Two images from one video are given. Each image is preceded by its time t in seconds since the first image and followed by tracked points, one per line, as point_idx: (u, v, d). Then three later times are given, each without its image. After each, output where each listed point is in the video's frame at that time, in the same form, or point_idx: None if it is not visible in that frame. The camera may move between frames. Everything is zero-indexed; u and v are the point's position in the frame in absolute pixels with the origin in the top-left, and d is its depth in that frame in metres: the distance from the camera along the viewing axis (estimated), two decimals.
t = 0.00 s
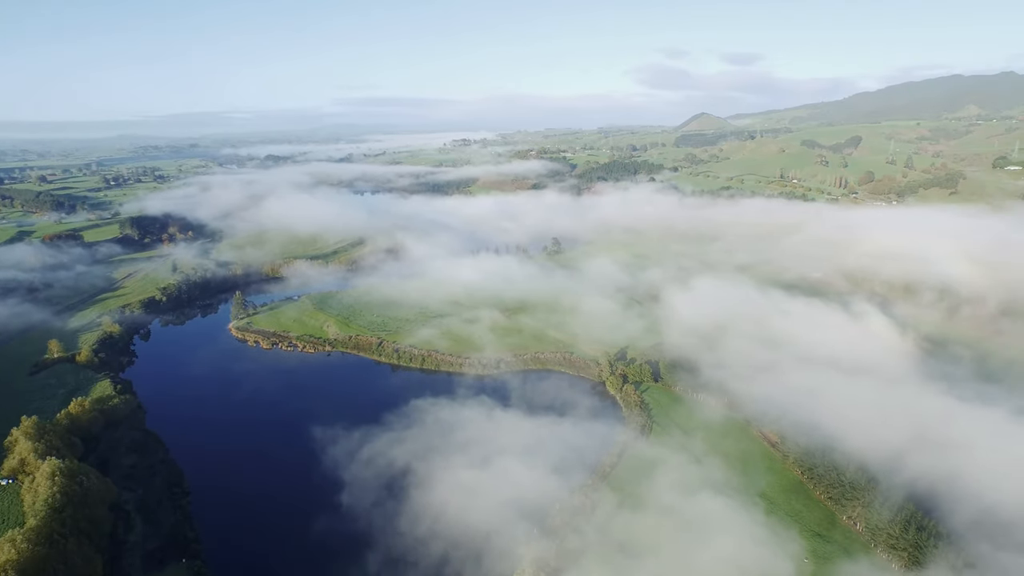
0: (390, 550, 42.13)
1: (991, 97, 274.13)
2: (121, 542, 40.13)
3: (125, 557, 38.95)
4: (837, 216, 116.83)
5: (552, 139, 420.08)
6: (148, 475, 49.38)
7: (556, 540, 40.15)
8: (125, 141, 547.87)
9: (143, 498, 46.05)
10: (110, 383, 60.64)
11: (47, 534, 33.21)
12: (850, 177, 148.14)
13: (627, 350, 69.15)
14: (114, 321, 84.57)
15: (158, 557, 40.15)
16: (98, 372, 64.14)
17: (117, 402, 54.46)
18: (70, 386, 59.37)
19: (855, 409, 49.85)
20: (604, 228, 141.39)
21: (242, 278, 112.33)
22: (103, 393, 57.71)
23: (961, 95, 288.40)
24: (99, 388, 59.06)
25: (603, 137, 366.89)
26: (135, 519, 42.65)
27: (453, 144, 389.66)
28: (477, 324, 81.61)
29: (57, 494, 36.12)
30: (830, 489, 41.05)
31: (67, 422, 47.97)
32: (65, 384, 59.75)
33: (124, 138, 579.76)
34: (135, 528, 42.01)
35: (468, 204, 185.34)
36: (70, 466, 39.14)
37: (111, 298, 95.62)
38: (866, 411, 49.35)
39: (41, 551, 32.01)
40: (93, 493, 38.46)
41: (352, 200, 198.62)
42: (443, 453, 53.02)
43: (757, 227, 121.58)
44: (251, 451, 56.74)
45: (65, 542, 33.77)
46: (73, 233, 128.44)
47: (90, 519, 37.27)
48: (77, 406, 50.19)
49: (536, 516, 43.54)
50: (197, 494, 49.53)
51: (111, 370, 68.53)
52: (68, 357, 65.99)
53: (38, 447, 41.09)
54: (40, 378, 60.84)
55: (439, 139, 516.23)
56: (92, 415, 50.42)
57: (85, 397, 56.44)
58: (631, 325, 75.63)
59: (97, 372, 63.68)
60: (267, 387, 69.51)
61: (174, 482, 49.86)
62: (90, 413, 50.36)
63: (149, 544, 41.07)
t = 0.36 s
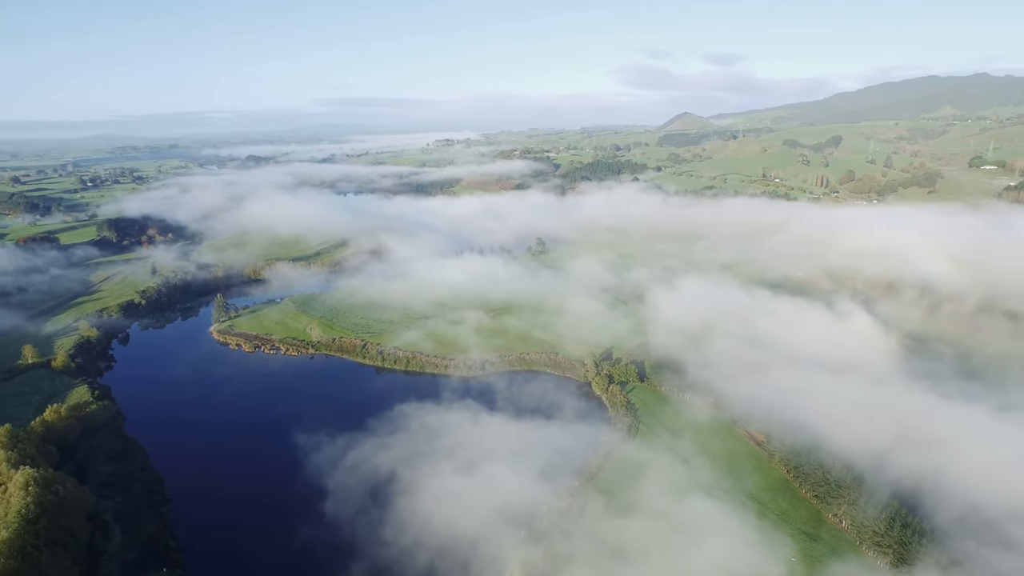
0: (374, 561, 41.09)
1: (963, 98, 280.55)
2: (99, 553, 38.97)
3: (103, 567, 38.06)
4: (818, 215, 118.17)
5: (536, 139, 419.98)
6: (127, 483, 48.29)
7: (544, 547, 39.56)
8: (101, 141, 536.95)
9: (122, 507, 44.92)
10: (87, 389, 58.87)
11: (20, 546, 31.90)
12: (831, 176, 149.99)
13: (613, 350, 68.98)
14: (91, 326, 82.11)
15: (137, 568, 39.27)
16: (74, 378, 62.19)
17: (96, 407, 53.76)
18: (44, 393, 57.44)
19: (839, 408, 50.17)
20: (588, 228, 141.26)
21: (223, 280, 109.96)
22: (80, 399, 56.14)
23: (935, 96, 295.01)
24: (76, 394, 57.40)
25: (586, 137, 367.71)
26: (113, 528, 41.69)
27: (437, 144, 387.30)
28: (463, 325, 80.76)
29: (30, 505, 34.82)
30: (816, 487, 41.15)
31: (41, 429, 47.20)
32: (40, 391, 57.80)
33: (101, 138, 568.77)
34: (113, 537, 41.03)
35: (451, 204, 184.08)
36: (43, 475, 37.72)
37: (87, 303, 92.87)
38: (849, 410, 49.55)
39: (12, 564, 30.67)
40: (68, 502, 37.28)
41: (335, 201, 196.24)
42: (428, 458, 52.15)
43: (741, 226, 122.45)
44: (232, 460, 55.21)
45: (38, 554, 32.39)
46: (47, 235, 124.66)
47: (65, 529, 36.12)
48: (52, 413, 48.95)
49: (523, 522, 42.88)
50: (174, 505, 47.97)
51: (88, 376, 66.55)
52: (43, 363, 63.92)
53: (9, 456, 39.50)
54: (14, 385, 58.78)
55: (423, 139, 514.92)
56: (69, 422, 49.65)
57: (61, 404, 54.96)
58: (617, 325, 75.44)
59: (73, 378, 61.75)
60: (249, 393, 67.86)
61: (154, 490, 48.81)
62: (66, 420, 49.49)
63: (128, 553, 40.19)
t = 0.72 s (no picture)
0: (361, 569, 40.06)
1: (941, 99, 285.69)
2: (79, 562, 38.42)
3: None
4: (801, 214, 119.25)
5: (521, 138, 419.13)
6: (108, 489, 47.16)
7: (533, 554, 38.78)
8: (80, 140, 526.73)
9: (102, 514, 43.83)
10: (66, 395, 57.05)
11: None
12: (814, 175, 151.57)
13: (600, 351, 68.63)
14: (70, 330, 79.78)
15: None
16: (52, 383, 60.23)
17: (75, 413, 52.22)
18: (21, 399, 55.44)
19: (826, 407, 50.24)
20: (572, 228, 140.79)
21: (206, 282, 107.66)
22: (59, 405, 54.49)
23: (912, 97, 300.38)
24: (55, 400, 55.68)
25: (571, 137, 368.00)
26: (93, 537, 40.81)
27: (422, 144, 384.95)
28: (448, 326, 79.75)
29: (7, 514, 33.28)
30: (803, 486, 41.09)
31: (19, 436, 45.44)
32: (16, 397, 55.83)
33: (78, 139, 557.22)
34: (93, 546, 40.17)
35: (436, 205, 182.57)
36: (21, 482, 36.09)
37: (66, 306, 90.26)
38: (835, 409, 49.68)
39: None
40: (46, 511, 35.80)
41: (319, 202, 193.61)
42: (415, 463, 51.26)
43: (726, 225, 123.00)
44: (215, 465, 53.76)
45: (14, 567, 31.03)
46: (24, 237, 121.00)
47: (43, 540, 34.69)
48: (30, 420, 47.15)
49: (511, 528, 42.13)
50: (154, 513, 46.38)
51: (67, 381, 64.63)
52: (20, 367, 61.89)
53: None
54: None
55: (407, 139, 511.49)
56: (47, 429, 47.82)
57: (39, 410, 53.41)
58: (604, 326, 75.07)
59: (51, 383, 59.80)
60: (232, 397, 66.22)
61: (136, 495, 47.81)
62: (44, 427, 47.77)
63: (108, 562, 39.41)
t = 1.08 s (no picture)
0: None
1: (922, 99, 290.25)
2: (58, 572, 36.61)
3: None
4: (786, 213, 120.15)
5: (505, 138, 418.32)
6: (89, 496, 45.80)
7: (523, 562, 37.94)
8: (58, 141, 516.55)
9: (83, 521, 42.47)
10: (46, 400, 55.07)
11: None
12: (799, 174, 153.02)
13: (588, 351, 68.20)
14: (50, 333, 77.58)
15: None
16: (31, 388, 58.35)
17: (55, 419, 49.86)
18: None
19: (813, 406, 50.34)
20: (558, 228, 140.46)
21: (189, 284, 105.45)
22: (39, 410, 52.37)
23: (890, 98, 305.42)
24: (35, 405, 53.67)
25: (557, 137, 368.12)
26: (75, 544, 39.35)
27: (407, 144, 382.64)
28: (435, 328, 78.69)
29: None
30: (792, 486, 41.05)
31: None
32: None
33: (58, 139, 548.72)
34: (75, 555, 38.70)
35: (421, 205, 181.13)
36: None
37: (46, 309, 87.83)
38: (822, 408, 49.82)
39: None
40: (26, 520, 34.22)
41: (303, 203, 191.06)
42: (402, 467, 50.34)
43: (712, 224, 123.47)
44: (199, 471, 52.72)
45: None
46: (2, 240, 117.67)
47: (22, 550, 33.23)
48: (9, 426, 44.95)
49: (500, 533, 41.37)
50: (137, 520, 45.45)
51: (47, 386, 62.85)
52: None
53: None
54: None
55: (393, 138, 509.27)
56: (27, 435, 45.58)
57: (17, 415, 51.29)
58: (592, 326, 74.60)
59: (31, 389, 57.82)
60: (216, 402, 64.91)
61: (118, 502, 46.63)
62: (24, 433, 45.51)
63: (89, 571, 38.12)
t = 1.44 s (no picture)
0: None
1: (902, 99, 294.74)
2: None
3: None
4: (771, 213, 120.95)
5: (491, 138, 417.33)
6: (70, 504, 44.51)
7: (513, 570, 37.16)
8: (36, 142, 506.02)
9: (65, 531, 40.65)
10: (26, 406, 53.43)
11: None
12: (783, 174, 154.22)
13: (575, 352, 67.80)
14: (30, 338, 75.44)
15: None
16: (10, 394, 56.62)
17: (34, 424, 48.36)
18: None
19: (801, 405, 50.48)
20: (545, 228, 140.13)
21: (173, 286, 103.29)
22: (18, 416, 50.77)
23: (870, 98, 310.15)
24: (14, 410, 52.07)
25: (543, 137, 368.03)
26: (57, 554, 37.91)
27: (392, 145, 380.23)
28: (422, 330, 77.71)
29: None
30: (780, 485, 41.12)
31: None
32: None
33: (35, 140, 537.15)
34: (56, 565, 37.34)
35: (406, 205, 179.69)
36: None
37: (24, 313, 85.40)
38: (809, 407, 50.02)
39: None
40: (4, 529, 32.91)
41: (288, 204, 188.54)
42: (389, 472, 49.55)
43: (699, 223, 123.97)
44: (183, 477, 51.67)
45: None
46: None
47: None
48: None
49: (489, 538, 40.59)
50: (120, 527, 44.55)
51: (27, 392, 61.12)
52: None
53: None
54: None
55: (378, 138, 505.59)
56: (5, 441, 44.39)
57: None
58: (580, 327, 74.18)
59: (10, 394, 56.14)
60: (202, 406, 63.72)
61: (100, 509, 45.49)
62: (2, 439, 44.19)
63: None
